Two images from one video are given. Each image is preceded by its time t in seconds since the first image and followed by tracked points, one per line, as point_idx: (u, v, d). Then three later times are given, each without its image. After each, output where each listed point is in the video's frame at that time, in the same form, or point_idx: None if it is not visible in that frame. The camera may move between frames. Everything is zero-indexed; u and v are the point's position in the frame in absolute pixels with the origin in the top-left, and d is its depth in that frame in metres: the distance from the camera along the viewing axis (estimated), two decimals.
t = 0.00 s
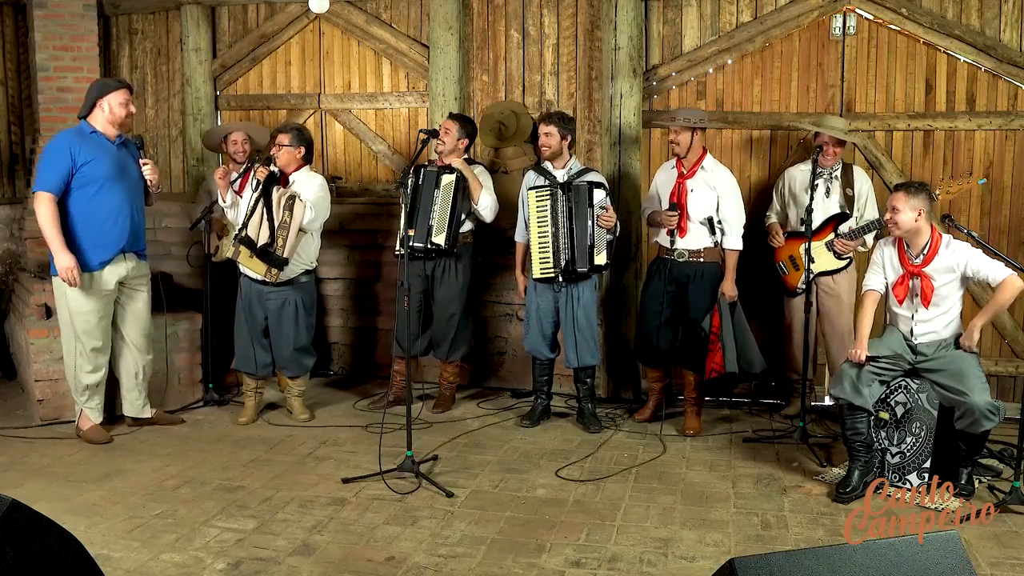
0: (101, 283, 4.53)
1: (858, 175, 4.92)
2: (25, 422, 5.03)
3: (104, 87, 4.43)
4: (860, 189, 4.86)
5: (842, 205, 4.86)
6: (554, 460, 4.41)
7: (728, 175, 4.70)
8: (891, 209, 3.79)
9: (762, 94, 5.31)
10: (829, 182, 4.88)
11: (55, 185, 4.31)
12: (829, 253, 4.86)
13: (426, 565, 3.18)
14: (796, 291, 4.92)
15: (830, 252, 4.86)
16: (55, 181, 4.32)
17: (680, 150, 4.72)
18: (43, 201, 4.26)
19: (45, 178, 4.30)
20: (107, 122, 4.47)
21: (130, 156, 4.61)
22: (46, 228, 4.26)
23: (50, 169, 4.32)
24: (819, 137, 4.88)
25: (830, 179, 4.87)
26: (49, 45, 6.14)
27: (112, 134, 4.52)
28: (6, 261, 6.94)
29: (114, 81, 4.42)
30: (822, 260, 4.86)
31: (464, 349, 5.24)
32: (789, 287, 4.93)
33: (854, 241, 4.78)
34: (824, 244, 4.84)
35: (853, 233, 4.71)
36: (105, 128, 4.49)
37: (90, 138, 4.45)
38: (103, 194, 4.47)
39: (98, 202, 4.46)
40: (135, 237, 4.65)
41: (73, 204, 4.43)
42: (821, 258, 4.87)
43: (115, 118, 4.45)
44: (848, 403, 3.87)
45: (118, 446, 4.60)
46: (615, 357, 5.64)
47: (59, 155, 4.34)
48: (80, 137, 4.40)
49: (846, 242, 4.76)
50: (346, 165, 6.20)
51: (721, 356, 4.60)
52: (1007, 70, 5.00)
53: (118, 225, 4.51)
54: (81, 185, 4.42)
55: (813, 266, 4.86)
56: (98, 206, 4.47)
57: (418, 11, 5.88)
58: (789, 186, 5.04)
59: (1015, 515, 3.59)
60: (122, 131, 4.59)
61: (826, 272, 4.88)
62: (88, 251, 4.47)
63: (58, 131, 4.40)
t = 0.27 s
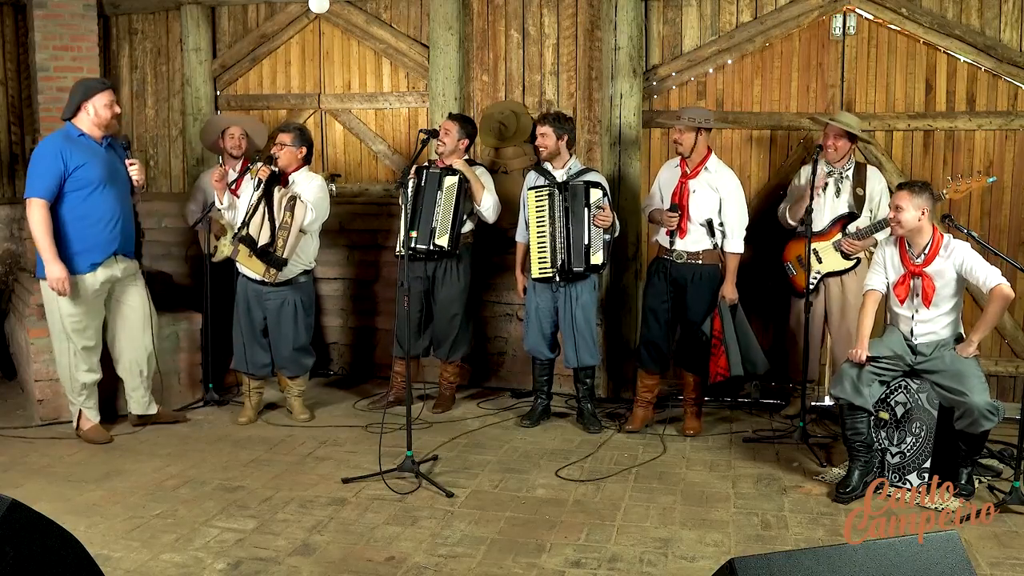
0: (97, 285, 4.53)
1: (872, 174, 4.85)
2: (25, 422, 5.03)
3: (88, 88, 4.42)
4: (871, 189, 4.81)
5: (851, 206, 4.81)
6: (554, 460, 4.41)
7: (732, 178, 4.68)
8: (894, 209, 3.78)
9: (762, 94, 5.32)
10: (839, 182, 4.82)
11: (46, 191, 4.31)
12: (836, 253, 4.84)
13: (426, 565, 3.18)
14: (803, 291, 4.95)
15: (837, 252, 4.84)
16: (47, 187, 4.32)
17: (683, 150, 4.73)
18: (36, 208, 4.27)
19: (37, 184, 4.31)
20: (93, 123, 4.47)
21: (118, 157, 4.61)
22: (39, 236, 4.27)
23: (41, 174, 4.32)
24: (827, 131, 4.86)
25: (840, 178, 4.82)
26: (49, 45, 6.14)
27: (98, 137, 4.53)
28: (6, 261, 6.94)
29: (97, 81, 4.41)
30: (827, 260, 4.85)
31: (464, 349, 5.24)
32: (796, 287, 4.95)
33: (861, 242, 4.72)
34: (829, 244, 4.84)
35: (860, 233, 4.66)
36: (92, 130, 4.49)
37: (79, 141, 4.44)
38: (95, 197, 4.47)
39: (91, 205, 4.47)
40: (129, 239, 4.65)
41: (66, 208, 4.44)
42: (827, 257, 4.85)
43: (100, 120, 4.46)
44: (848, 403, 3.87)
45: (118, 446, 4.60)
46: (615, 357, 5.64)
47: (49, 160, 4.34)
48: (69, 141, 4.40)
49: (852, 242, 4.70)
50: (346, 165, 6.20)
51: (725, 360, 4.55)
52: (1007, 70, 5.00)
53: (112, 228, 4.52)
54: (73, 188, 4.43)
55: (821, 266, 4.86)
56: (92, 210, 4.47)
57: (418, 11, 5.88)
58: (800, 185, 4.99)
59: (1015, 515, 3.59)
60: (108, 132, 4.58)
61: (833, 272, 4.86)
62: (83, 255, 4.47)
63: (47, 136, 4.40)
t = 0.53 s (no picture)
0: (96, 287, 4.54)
1: (882, 173, 4.76)
2: (25, 422, 5.03)
3: (80, 88, 4.41)
4: (879, 189, 4.73)
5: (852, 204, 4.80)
6: (554, 460, 4.41)
7: (729, 178, 4.66)
8: (894, 209, 3.78)
9: (762, 94, 5.32)
10: (845, 182, 4.82)
11: (42, 195, 4.32)
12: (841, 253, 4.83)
13: (426, 565, 3.18)
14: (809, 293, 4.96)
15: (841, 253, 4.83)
16: (43, 190, 4.32)
17: (680, 149, 4.73)
18: (33, 212, 4.28)
19: (33, 187, 4.31)
20: (86, 123, 4.46)
21: (112, 157, 4.61)
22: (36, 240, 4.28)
23: (37, 177, 4.32)
24: (835, 125, 4.85)
25: (846, 179, 4.82)
26: (49, 45, 6.14)
27: (92, 136, 4.52)
28: (6, 261, 6.95)
29: (87, 80, 4.40)
30: (831, 262, 4.84)
31: (464, 350, 5.24)
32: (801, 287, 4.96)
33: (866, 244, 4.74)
34: (834, 246, 4.83)
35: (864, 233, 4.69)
36: (85, 130, 4.48)
37: (73, 142, 4.43)
38: (91, 199, 4.48)
39: (87, 207, 4.47)
40: (126, 239, 4.66)
41: (63, 210, 4.44)
42: (831, 258, 4.84)
43: (92, 119, 4.45)
44: (848, 403, 3.87)
45: (118, 446, 4.60)
46: (615, 358, 5.64)
47: (43, 163, 4.33)
48: (63, 142, 4.39)
49: (856, 244, 4.73)
50: (346, 165, 6.19)
51: (718, 362, 4.55)
52: (1007, 70, 5.00)
53: (109, 229, 4.52)
54: (69, 190, 4.42)
55: (825, 268, 4.85)
56: (88, 211, 4.48)
57: (418, 11, 5.88)
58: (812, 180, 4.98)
59: (1015, 514, 3.59)
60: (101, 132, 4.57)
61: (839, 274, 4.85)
62: (81, 257, 4.48)
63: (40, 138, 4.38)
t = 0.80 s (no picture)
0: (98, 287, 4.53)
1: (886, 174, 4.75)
2: (24, 422, 5.02)
3: (75, 89, 4.41)
4: (881, 189, 4.73)
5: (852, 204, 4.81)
6: (554, 460, 4.41)
7: (723, 179, 4.66)
8: (893, 210, 3.78)
9: (762, 94, 5.32)
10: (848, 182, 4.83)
11: (42, 197, 4.32)
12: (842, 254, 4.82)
13: (426, 565, 3.18)
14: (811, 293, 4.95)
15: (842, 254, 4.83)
16: (43, 192, 4.32)
17: (675, 150, 4.72)
18: (34, 213, 4.28)
19: (33, 189, 4.31)
20: (82, 125, 4.46)
21: (109, 158, 4.61)
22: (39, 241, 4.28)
23: (36, 179, 4.32)
24: (837, 124, 4.84)
25: (849, 179, 4.82)
26: (49, 45, 6.14)
27: (88, 138, 4.52)
28: (6, 261, 6.95)
29: (83, 81, 4.40)
30: (832, 262, 4.84)
31: (464, 350, 5.24)
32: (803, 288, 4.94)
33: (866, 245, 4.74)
34: (835, 247, 4.82)
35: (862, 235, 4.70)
36: (81, 131, 4.48)
37: (70, 143, 4.44)
38: (91, 200, 4.48)
39: (87, 208, 4.47)
40: (126, 239, 4.66)
41: (62, 212, 4.44)
42: (832, 259, 4.84)
43: (89, 121, 4.46)
44: (847, 403, 3.87)
45: (118, 446, 4.60)
46: (615, 358, 5.64)
47: (42, 165, 4.33)
48: (60, 144, 4.39)
49: (855, 245, 4.74)
50: (346, 165, 6.19)
51: (702, 363, 4.64)
52: (1007, 70, 5.00)
53: (109, 229, 4.53)
54: (68, 192, 4.43)
55: (827, 268, 4.86)
56: (88, 212, 4.48)
57: (418, 11, 5.88)
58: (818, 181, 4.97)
59: (1015, 515, 3.59)
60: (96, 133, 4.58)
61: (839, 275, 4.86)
62: (82, 258, 4.48)
63: (37, 140, 4.38)
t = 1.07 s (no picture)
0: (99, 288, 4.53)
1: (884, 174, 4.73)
2: (25, 422, 5.02)
3: (76, 91, 4.41)
4: (879, 189, 4.70)
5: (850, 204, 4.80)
6: (554, 460, 4.41)
7: (718, 180, 4.63)
8: (894, 210, 3.78)
9: (762, 94, 5.32)
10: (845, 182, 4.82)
11: (44, 198, 4.32)
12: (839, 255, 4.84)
13: (426, 565, 3.18)
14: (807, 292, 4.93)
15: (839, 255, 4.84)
16: (44, 193, 4.32)
17: (670, 150, 4.72)
18: (34, 214, 4.28)
19: (34, 190, 4.31)
20: (83, 126, 4.46)
21: (110, 158, 4.61)
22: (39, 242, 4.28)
23: (37, 180, 4.31)
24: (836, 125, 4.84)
25: (847, 180, 4.81)
26: (49, 45, 6.14)
27: (89, 138, 4.52)
28: (6, 261, 6.96)
29: (85, 83, 4.40)
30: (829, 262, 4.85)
31: (464, 350, 5.24)
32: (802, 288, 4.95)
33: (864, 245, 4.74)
34: (831, 247, 4.85)
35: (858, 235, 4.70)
36: (82, 133, 4.48)
37: (71, 144, 4.44)
38: (92, 200, 4.48)
39: (89, 208, 4.47)
40: (128, 240, 4.65)
41: (64, 213, 4.44)
42: (829, 258, 4.86)
43: (91, 122, 4.46)
44: (847, 403, 3.87)
45: (118, 446, 4.60)
46: (615, 358, 5.64)
47: (43, 166, 4.33)
48: (61, 145, 4.39)
49: (850, 246, 4.74)
50: (346, 165, 6.19)
51: (694, 361, 4.64)
52: (1007, 70, 5.00)
53: (111, 230, 4.52)
54: (70, 193, 4.43)
55: (824, 267, 4.87)
56: (90, 213, 4.48)
57: (418, 11, 5.88)
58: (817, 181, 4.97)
59: (1015, 515, 3.59)
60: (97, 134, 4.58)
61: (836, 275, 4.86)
62: (84, 258, 4.48)
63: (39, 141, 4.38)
